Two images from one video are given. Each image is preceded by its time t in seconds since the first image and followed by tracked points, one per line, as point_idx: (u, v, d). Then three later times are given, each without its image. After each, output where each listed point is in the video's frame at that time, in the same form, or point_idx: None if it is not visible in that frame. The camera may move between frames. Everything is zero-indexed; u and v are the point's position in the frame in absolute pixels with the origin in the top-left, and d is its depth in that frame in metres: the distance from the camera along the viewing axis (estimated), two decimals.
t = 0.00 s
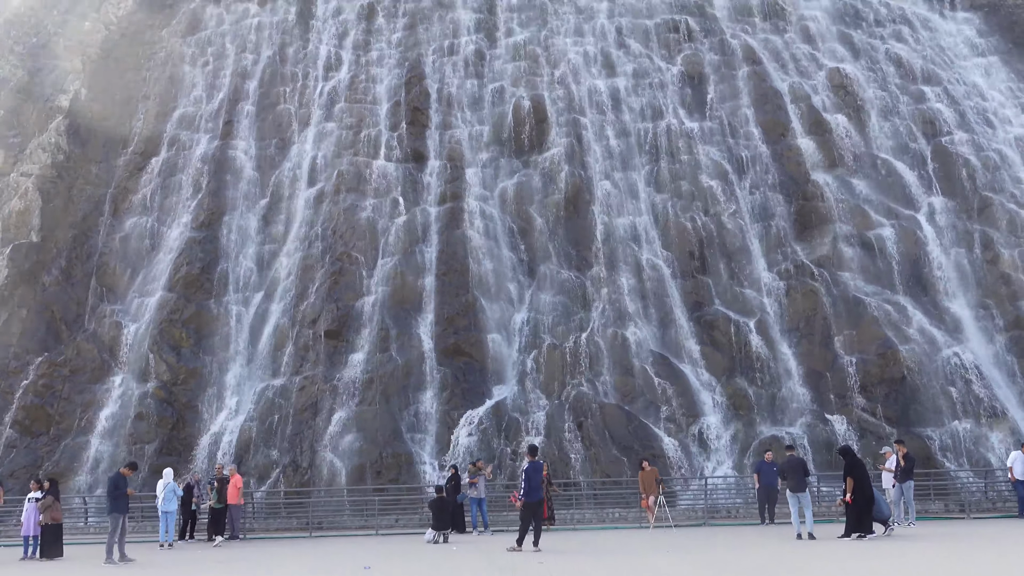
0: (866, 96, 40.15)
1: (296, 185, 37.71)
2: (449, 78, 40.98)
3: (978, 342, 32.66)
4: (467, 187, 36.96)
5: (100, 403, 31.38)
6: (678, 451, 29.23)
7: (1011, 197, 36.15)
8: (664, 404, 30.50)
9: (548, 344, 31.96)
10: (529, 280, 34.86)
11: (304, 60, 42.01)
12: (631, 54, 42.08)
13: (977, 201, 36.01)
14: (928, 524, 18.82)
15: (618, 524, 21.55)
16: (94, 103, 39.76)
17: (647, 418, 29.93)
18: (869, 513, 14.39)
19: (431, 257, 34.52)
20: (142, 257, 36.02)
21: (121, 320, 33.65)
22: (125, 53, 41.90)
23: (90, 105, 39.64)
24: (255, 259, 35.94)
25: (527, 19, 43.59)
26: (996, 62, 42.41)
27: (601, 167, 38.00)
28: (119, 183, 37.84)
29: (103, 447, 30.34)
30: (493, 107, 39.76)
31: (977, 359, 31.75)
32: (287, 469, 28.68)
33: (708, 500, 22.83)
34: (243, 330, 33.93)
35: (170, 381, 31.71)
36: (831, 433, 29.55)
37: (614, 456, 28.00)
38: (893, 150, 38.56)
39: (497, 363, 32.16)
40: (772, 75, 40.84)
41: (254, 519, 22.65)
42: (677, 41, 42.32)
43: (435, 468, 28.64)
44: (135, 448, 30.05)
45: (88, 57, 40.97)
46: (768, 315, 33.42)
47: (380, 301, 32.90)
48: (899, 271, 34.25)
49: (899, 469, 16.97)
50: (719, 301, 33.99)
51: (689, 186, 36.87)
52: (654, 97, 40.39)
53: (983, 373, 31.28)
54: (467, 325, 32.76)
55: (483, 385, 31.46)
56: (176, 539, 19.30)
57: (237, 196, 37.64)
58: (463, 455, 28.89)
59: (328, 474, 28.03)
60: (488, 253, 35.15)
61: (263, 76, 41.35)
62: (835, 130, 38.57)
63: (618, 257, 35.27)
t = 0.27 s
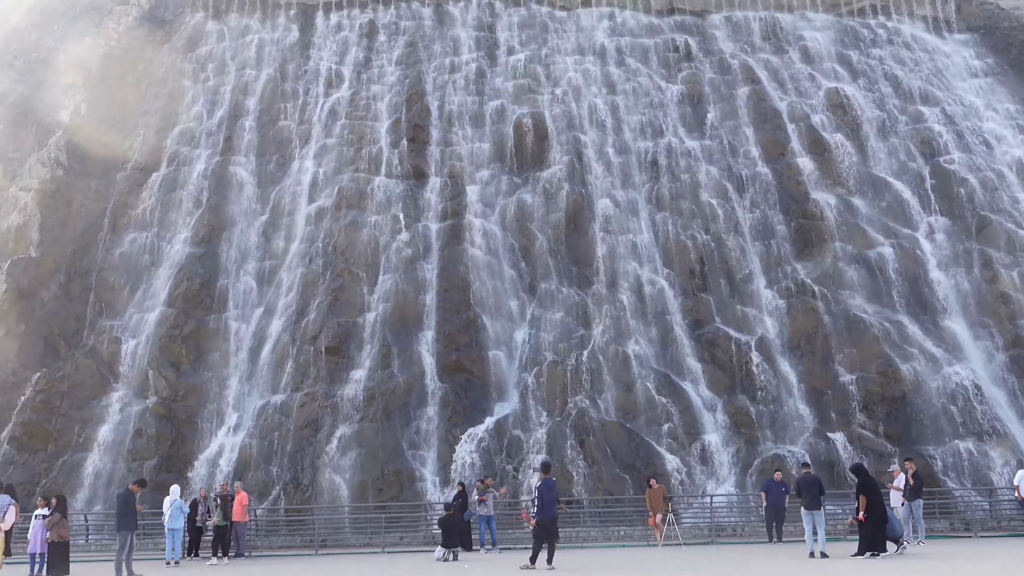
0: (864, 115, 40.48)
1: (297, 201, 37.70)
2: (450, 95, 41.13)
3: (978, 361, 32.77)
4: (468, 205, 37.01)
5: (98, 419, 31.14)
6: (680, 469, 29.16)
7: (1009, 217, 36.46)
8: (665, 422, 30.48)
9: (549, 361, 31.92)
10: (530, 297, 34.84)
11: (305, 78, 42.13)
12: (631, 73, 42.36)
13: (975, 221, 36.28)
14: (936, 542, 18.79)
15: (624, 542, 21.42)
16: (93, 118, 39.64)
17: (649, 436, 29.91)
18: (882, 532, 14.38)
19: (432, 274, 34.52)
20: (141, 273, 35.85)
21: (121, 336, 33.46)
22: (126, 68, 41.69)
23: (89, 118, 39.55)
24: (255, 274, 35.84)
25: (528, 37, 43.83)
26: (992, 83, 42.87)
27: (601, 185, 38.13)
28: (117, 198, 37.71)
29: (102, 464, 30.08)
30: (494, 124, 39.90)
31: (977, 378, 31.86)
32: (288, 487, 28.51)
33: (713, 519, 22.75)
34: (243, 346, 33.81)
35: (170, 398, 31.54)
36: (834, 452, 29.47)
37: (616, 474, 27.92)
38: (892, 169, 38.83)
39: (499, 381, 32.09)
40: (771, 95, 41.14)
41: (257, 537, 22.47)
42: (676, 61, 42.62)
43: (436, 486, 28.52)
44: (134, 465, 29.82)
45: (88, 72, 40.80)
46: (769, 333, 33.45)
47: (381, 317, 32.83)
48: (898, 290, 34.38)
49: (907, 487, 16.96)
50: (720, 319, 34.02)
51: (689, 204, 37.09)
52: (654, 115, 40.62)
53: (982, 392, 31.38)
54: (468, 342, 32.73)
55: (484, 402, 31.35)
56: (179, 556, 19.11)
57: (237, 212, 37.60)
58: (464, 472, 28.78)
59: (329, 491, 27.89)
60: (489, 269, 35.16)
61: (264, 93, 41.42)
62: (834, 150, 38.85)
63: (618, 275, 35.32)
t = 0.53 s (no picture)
0: (862, 125, 40.78)
1: (297, 209, 37.70)
2: (450, 104, 41.23)
3: (978, 368, 32.89)
4: (469, 213, 37.05)
5: (98, 428, 30.94)
6: (682, 475, 29.13)
7: (1006, 226, 36.76)
8: (667, 429, 30.52)
9: (551, 368, 31.95)
10: (531, 304, 34.86)
11: (304, 86, 42.17)
12: (630, 82, 42.58)
13: (972, 229, 36.55)
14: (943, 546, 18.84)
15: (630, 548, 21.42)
16: (90, 125, 39.41)
17: (651, 443, 29.95)
18: (894, 538, 14.48)
19: (433, 282, 34.55)
20: (141, 281, 35.79)
21: (121, 345, 33.34)
22: (126, 74, 41.55)
23: (87, 125, 39.33)
24: (255, 282, 35.77)
25: (527, 46, 43.98)
26: (988, 93, 43.28)
27: (601, 193, 38.27)
28: (116, 205, 37.52)
29: (102, 472, 29.90)
30: (494, 133, 40.01)
31: (977, 384, 32.02)
32: (289, 495, 28.38)
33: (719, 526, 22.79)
34: (244, 354, 33.75)
35: (170, 406, 31.42)
36: (836, 458, 29.49)
37: (619, 481, 27.91)
38: (890, 178, 39.08)
39: (500, 388, 32.06)
40: (769, 104, 41.40)
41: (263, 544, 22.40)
42: (675, 70, 42.86)
43: (439, 492, 28.50)
44: (134, 473, 29.67)
45: (87, 79, 40.71)
46: (770, 341, 33.54)
47: (382, 325, 32.87)
48: (898, 297, 34.52)
49: (915, 492, 16.91)
50: (721, 326, 34.13)
51: (689, 213, 37.31)
52: (653, 124, 40.82)
53: (982, 399, 31.53)
54: (470, 350, 32.75)
55: (486, 409, 31.31)
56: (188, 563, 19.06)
57: (237, 220, 37.57)
58: (467, 480, 28.81)
59: (332, 498, 27.78)
60: (490, 277, 35.19)
61: (264, 101, 41.44)
62: (832, 158, 39.10)
63: (619, 283, 35.39)
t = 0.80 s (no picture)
0: (852, 116, 40.97)
1: (288, 199, 37.56)
2: (442, 93, 41.09)
3: (966, 358, 33.17)
4: (461, 202, 36.96)
5: (89, 418, 30.79)
6: (675, 465, 29.23)
7: (994, 217, 37.09)
8: (659, 419, 30.66)
9: (543, 359, 31.99)
10: (523, 295, 34.87)
11: (295, 75, 41.91)
12: (621, 72, 42.56)
13: (961, 220, 36.79)
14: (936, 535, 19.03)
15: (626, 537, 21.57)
16: (77, 114, 38.77)
17: (643, 433, 30.09)
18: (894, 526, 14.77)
19: (425, 272, 34.49)
20: (131, 271, 35.55)
21: (111, 335, 33.15)
22: (115, 64, 41.53)
23: (74, 115, 38.67)
24: (247, 272, 35.61)
25: (518, 35, 43.86)
26: (977, 85, 43.53)
27: (593, 183, 38.28)
28: (105, 195, 37.35)
29: (94, 463, 29.82)
30: (485, 123, 39.94)
31: (965, 374, 32.31)
32: (282, 485, 28.28)
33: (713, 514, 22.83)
34: (236, 344, 33.64)
35: (162, 397, 31.32)
36: (827, 448, 29.71)
37: (612, 471, 27.94)
38: (880, 169, 39.29)
39: (493, 378, 32.08)
40: (761, 95, 41.49)
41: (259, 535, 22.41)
42: (667, 60, 42.88)
43: (433, 482, 28.79)
44: (127, 464, 29.63)
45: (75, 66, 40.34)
46: (761, 331, 33.75)
47: (374, 316, 32.78)
48: (888, 288, 34.76)
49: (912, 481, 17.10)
50: (713, 317, 34.21)
51: (681, 203, 37.35)
52: (644, 115, 40.83)
53: (971, 389, 31.85)
54: (464, 340, 32.62)
55: (479, 400, 31.34)
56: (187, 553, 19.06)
57: (228, 209, 37.36)
58: (461, 470, 28.84)
59: (325, 488, 27.80)
60: (482, 267, 35.21)
61: (255, 90, 41.19)
62: (823, 149, 39.27)
63: (611, 273, 35.43)
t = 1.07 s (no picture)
0: (803, 120, 41.81)
1: (243, 195, 36.92)
2: (399, 91, 40.83)
3: (914, 358, 34.11)
4: (420, 201, 36.74)
5: (37, 419, 29.90)
6: (633, 464, 29.56)
7: (940, 221, 38.28)
8: (618, 418, 30.90)
9: (503, 359, 31.99)
10: (482, 294, 34.83)
11: (249, 69, 41.20)
12: (579, 73, 42.77)
13: (909, 224, 37.81)
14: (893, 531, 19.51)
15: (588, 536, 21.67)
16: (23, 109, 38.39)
17: (602, 432, 30.30)
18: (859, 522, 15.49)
19: (383, 272, 34.23)
20: (80, 267, 34.48)
21: (59, 333, 32.15)
22: (60, 57, 40.68)
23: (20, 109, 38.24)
24: (200, 270, 34.93)
25: (475, 35, 43.76)
26: (923, 91, 44.77)
27: (551, 183, 38.40)
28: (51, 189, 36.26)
29: (41, 464, 28.90)
30: (443, 122, 39.79)
31: (913, 373, 33.21)
32: (239, 487, 27.84)
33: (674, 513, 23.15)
34: (189, 343, 33.02)
35: (112, 396, 30.57)
36: (782, 446, 30.27)
37: (572, 470, 28.11)
38: (831, 173, 40.17)
39: (453, 377, 31.94)
40: (715, 98, 42.06)
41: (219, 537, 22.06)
42: (623, 61, 43.22)
43: (392, 482, 28.54)
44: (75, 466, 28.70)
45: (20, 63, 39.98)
46: (717, 331, 34.14)
47: (332, 315, 32.44)
48: (838, 290, 35.61)
49: (870, 478, 17.60)
50: (669, 316, 34.51)
51: (638, 204, 37.56)
52: (602, 116, 41.08)
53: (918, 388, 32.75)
54: (423, 339, 32.43)
55: (439, 400, 31.19)
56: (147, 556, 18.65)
57: (180, 205, 36.59)
58: (420, 470, 28.65)
59: (284, 490, 27.47)
60: (441, 266, 35.06)
61: (207, 84, 40.37)
62: (776, 152, 39.99)
63: (570, 273, 35.59)
